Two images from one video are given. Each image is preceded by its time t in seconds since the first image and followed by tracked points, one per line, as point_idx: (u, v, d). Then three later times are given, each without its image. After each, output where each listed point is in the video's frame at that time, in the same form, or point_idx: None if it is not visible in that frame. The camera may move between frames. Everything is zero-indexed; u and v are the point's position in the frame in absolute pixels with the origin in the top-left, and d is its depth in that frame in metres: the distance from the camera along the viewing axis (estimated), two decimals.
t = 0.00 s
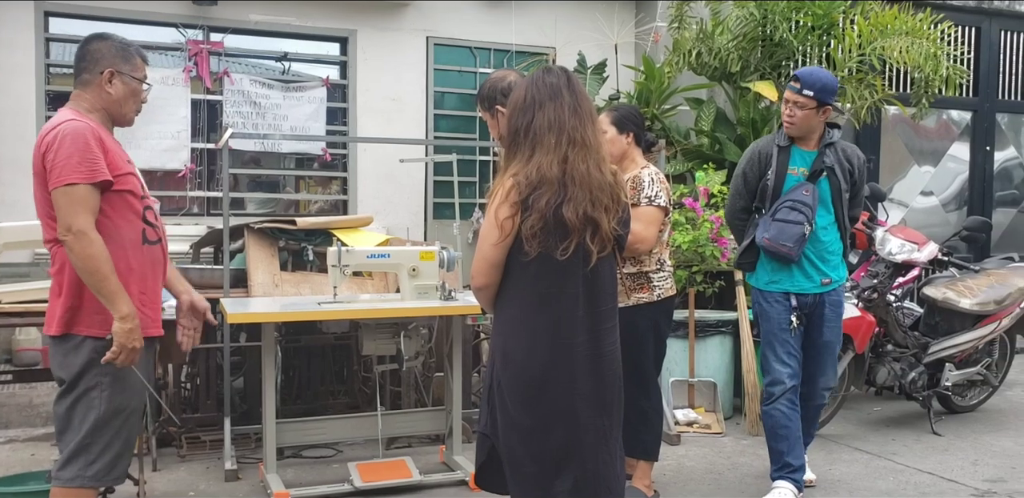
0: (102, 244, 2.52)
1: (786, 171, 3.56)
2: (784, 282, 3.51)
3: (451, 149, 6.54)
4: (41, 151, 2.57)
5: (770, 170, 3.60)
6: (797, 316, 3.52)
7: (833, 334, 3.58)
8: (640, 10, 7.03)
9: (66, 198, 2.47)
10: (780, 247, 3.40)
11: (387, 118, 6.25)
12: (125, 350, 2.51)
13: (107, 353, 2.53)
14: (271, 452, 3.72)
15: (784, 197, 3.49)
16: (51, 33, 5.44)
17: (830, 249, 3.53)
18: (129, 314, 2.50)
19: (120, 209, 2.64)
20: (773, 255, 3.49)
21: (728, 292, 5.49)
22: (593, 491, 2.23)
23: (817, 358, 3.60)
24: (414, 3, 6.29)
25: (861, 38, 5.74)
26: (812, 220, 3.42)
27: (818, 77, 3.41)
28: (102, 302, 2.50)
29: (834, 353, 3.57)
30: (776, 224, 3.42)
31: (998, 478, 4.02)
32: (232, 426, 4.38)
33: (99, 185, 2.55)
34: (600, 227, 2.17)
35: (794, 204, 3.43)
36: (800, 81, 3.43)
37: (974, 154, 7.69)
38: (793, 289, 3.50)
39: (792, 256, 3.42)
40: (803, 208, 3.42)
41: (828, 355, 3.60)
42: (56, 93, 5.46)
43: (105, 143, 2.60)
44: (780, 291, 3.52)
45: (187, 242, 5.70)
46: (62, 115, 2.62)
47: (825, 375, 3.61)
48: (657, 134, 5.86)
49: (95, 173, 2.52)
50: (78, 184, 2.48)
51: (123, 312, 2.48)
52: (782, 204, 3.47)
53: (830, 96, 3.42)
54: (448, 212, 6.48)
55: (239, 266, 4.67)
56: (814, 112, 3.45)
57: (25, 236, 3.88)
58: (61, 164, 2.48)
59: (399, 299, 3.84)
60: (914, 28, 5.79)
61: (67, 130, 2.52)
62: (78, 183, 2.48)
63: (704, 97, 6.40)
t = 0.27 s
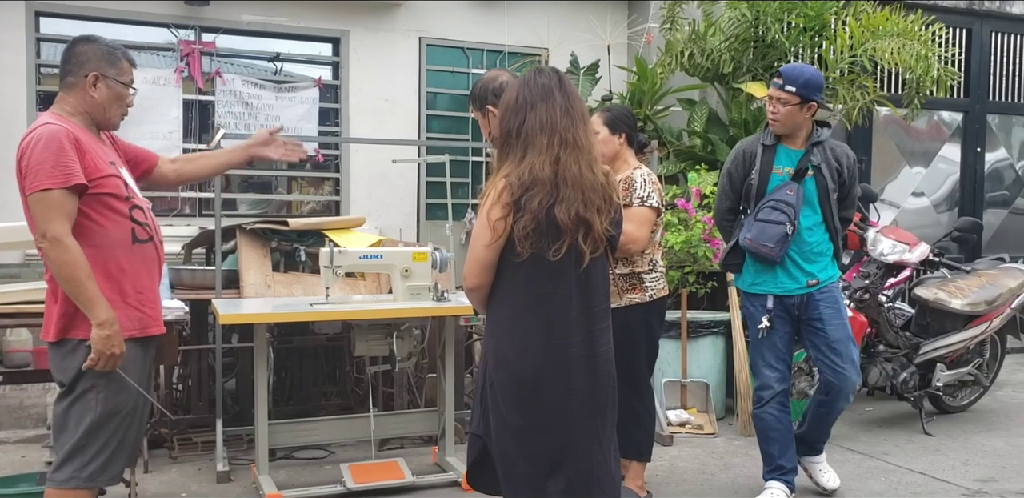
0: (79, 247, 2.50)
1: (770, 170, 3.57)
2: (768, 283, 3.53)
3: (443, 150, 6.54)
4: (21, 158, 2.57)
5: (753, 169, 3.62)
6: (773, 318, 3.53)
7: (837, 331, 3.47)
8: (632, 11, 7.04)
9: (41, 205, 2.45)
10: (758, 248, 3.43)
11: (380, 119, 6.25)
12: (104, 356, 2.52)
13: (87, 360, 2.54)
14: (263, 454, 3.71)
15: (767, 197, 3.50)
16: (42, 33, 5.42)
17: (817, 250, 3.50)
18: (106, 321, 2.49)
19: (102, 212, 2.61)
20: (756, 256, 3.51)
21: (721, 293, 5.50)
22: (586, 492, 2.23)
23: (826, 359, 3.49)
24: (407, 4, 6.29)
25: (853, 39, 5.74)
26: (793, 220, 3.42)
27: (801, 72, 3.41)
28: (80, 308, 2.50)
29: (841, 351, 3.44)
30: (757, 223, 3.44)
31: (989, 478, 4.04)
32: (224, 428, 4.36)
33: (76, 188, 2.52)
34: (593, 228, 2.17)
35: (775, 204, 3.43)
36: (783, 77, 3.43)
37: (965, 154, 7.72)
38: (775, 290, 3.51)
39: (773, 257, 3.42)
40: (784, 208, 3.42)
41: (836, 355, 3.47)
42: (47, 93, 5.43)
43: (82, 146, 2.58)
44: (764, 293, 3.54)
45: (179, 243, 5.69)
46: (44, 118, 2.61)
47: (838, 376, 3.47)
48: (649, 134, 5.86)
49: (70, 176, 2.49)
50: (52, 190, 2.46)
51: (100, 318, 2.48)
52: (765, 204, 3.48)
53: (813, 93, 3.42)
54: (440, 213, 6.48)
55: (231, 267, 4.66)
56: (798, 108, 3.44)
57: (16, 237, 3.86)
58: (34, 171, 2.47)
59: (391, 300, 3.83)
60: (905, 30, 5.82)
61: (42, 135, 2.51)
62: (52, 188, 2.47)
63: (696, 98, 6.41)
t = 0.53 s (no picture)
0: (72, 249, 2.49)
1: (762, 171, 3.49)
2: (759, 286, 3.45)
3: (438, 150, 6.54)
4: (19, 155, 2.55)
5: (746, 170, 3.55)
6: (761, 322, 3.46)
7: (825, 338, 3.31)
8: (627, 12, 7.04)
9: (36, 206, 2.44)
10: (744, 250, 3.37)
11: (375, 119, 6.24)
12: (92, 360, 2.50)
13: (76, 364, 2.53)
14: (257, 455, 3.70)
15: (758, 198, 3.42)
16: (36, 33, 5.40)
17: (810, 253, 3.36)
18: (93, 325, 2.48)
19: (98, 215, 2.60)
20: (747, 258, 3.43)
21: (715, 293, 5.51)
22: (582, 492, 2.22)
23: (817, 367, 3.32)
24: (401, 4, 6.28)
25: (847, 40, 5.76)
26: (780, 222, 3.32)
27: (794, 70, 3.31)
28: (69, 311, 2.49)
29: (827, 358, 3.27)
30: (744, 225, 3.37)
31: (982, 478, 4.05)
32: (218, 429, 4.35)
33: (73, 190, 2.51)
34: (587, 228, 2.17)
35: (764, 206, 3.35)
36: (774, 76, 3.32)
37: (959, 156, 7.75)
38: (766, 294, 3.43)
39: (760, 259, 3.34)
40: (771, 209, 3.33)
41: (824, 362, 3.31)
42: (40, 93, 5.42)
43: (82, 148, 2.57)
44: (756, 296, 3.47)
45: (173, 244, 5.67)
46: (45, 116, 2.60)
47: (829, 387, 3.27)
48: (644, 135, 5.86)
49: (67, 178, 2.48)
50: (47, 191, 2.45)
51: (88, 323, 2.47)
52: (756, 205, 3.40)
53: (807, 90, 3.31)
54: (435, 214, 6.47)
55: (225, 267, 4.65)
56: (791, 106, 3.33)
57: (9, 238, 3.85)
58: (31, 171, 2.46)
59: (386, 300, 3.83)
60: (899, 31, 5.83)
61: (41, 134, 2.49)
62: (48, 189, 2.45)
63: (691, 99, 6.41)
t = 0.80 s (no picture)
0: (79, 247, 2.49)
1: (777, 171, 3.44)
2: (770, 290, 3.41)
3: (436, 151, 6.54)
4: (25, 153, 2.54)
5: (760, 170, 3.51)
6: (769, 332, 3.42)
7: (833, 348, 3.24)
8: (624, 12, 7.05)
9: (47, 203, 2.44)
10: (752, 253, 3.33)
11: (372, 120, 6.24)
12: (98, 359, 2.49)
13: (81, 364, 2.52)
14: (255, 456, 3.70)
15: (771, 200, 3.38)
16: (33, 34, 5.40)
17: (822, 258, 3.30)
18: (99, 323, 2.47)
19: (101, 216, 2.61)
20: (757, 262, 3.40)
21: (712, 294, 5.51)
22: (580, 492, 2.22)
23: (822, 376, 3.27)
24: (398, 4, 6.28)
25: (844, 41, 5.77)
26: (790, 225, 3.27)
27: (816, 66, 3.28)
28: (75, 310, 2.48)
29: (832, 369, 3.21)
30: (755, 227, 3.33)
31: (979, 478, 4.06)
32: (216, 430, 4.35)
33: (81, 188, 2.51)
34: (585, 228, 2.17)
35: (773, 207, 3.31)
36: (797, 70, 3.32)
37: (956, 156, 7.76)
38: (775, 299, 3.38)
39: (768, 263, 3.30)
40: (781, 212, 3.29)
41: (829, 372, 3.25)
42: (38, 94, 5.41)
43: (90, 147, 2.57)
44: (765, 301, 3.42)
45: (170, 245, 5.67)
46: (49, 115, 2.60)
47: (832, 398, 3.22)
48: (641, 136, 5.86)
49: (76, 176, 2.49)
50: (57, 188, 2.45)
51: (94, 321, 2.46)
52: (767, 207, 3.36)
53: (828, 88, 3.27)
54: (433, 214, 6.47)
55: (223, 268, 4.65)
56: (811, 104, 3.29)
57: (6, 238, 3.84)
58: (42, 167, 2.45)
59: (383, 301, 3.82)
60: (896, 32, 5.84)
61: (52, 131, 2.49)
62: (58, 186, 2.45)
63: (688, 99, 6.41)
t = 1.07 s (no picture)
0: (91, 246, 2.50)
1: (806, 167, 3.26)
2: (796, 291, 3.23)
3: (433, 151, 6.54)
4: (32, 151, 2.52)
5: (787, 166, 3.33)
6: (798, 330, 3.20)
7: (857, 351, 3.11)
8: (621, 12, 7.05)
9: (62, 201, 2.44)
10: (783, 253, 3.15)
11: (369, 120, 6.23)
12: (113, 358, 2.51)
13: (94, 363, 2.53)
14: (251, 456, 3.70)
15: (799, 197, 3.20)
16: (28, 33, 5.38)
17: (852, 258, 3.14)
18: (114, 322, 2.49)
19: (107, 215, 2.61)
20: (784, 262, 3.22)
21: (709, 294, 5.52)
22: (577, 492, 2.23)
23: (839, 378, 3.14)
24: (395, 4, 6.27)
25: (840, 41, 5.78)
26: (820, 224, 3.09)
27: (853, 57, 3.12)
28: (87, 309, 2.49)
29: (856, 372, 3.08)
30: (782, 225, 3.16)
31: (975, 477, 4.06)
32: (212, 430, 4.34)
33: (93, 188, 2.52)
34: (582, 228, 2.17)
35: (802, 205, 3.15)
36: (832, 60, 3.15)
37: (952, 156, 7.78)
38: (802, 300, 3.20)
39: (797, 263, 3.14)
40: (811, 211, 3.11)
41: (852, 375, 3.11)
42: (34, 93, 5.40)
43: (99, 146, 2.58)
44: (790, 302, 3.24)
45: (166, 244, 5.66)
46: (54, 112, 2.59)
47: (851, 399, 3.09)
48: (638, 135, 5.85)
49: (90, 175, 2.49)
50: (72, 187, 2.45)
51: (109, 320, 2.47)
52: (795, 204, 3.18)
53: (864, 81, 3.10)
54: (429, 214, 6.47)
55: (219, 268, 4.65)
56: (845, 97, 3.12)
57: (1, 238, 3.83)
58: (56, 165, 2.45)
59: (380, 300, 3.82)
60: (892, 32, 5.86)
61: (63, 130, 2.48)
62: (72, 185, 2.46)
63: (685, 99, 6.41)
